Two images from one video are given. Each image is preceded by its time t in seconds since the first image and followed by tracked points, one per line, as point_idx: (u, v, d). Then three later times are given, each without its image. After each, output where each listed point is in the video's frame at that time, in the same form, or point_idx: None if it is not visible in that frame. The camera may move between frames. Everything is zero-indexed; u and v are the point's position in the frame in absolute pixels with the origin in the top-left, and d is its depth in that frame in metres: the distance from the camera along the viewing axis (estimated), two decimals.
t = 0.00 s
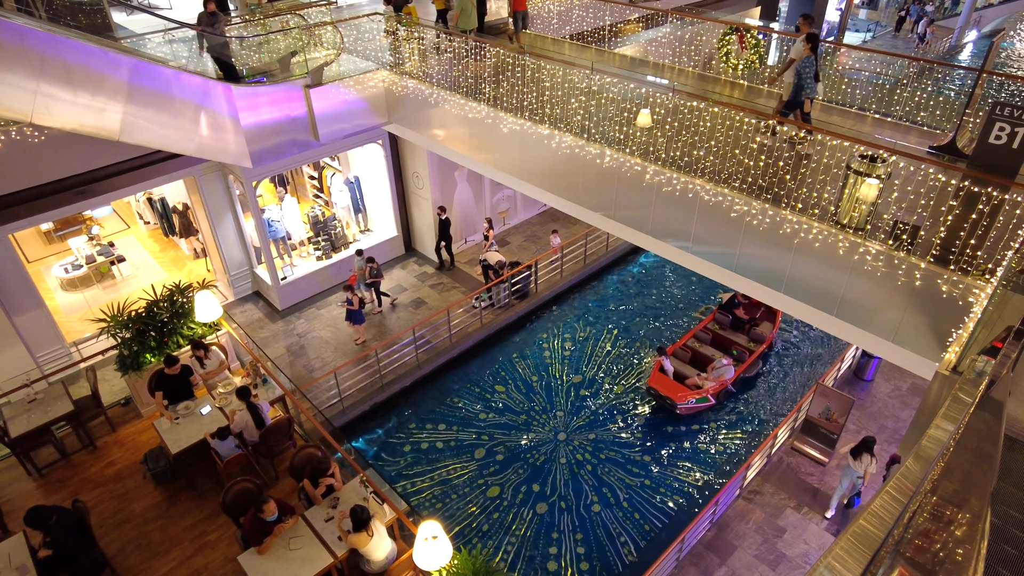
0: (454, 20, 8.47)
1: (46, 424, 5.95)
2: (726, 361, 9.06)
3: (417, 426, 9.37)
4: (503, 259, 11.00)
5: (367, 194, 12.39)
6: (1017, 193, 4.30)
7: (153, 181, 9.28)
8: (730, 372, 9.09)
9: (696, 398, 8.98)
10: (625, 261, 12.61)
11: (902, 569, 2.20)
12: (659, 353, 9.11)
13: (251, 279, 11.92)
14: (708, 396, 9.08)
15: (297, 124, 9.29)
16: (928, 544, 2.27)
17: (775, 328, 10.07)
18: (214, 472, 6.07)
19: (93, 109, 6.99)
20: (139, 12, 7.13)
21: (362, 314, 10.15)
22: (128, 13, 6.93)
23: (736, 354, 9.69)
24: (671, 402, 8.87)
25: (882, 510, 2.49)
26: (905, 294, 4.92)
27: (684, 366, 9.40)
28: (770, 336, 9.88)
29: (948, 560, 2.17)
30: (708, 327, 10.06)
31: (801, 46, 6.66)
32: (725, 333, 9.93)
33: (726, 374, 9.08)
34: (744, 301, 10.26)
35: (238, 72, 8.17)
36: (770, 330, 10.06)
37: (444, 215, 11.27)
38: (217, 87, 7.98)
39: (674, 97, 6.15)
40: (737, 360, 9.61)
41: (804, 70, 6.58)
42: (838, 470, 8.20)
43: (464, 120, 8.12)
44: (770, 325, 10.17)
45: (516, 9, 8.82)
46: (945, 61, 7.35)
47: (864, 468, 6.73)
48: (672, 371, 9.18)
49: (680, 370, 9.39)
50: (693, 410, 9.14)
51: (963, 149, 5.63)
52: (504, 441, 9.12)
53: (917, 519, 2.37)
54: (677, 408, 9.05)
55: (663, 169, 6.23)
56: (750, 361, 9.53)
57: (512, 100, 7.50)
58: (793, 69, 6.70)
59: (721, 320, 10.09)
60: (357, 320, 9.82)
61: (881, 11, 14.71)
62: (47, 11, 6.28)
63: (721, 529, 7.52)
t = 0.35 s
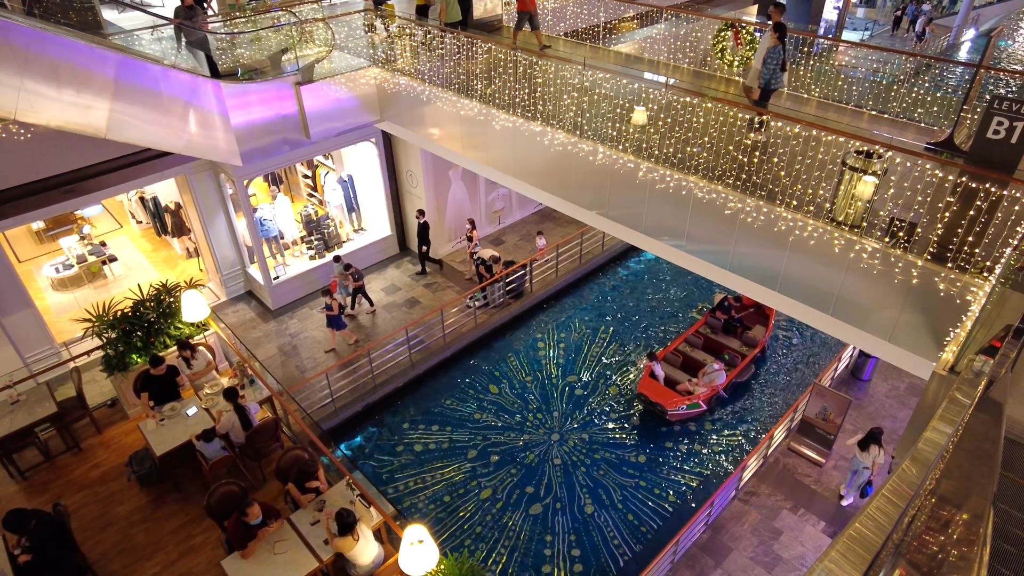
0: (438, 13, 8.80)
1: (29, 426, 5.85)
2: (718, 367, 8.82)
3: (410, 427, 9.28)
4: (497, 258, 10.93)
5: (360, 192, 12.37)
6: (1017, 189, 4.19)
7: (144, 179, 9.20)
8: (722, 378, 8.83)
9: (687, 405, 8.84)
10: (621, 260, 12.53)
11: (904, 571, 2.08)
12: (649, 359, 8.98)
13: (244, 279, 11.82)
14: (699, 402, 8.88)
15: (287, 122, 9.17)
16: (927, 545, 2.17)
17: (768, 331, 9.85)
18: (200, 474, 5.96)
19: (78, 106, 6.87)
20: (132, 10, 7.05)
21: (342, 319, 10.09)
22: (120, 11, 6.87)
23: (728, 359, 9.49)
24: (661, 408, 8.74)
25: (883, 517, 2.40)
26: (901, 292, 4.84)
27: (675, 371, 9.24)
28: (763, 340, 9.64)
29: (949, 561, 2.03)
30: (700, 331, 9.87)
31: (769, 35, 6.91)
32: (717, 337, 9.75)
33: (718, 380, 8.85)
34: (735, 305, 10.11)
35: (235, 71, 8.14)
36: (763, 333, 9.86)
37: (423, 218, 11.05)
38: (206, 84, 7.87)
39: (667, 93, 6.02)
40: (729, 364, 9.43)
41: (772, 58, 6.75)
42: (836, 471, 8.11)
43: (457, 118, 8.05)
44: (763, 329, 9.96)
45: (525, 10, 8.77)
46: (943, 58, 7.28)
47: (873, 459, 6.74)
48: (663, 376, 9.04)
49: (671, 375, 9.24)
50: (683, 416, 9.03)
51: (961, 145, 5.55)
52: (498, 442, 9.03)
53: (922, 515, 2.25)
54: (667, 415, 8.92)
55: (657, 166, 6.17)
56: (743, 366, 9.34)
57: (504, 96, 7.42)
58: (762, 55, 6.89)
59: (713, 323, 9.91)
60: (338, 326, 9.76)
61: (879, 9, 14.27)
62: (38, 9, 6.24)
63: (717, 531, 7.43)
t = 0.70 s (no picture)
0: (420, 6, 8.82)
1: (13, 426, 5.74)
2: (710, 371, 8.70)
3: (404, 427, 9.18)
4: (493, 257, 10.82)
5: (355, 191, 12.20)
6: (1018, 183, 4.09)
7: (135, 176, 9.07)
8: (715, 383, 8.72)
9: (679, 411, 8.60)
10: (618, 259, 12.43)
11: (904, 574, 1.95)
12: (640, 364, 8.79)
13: (237, 278, 11.72)
14: (691, 408, 8.69)
15: (280, 120, 9.06)
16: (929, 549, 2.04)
17: (761, 334, 9.74)
18: (187, 475, 5.85)
19: (65, 101, 6.75)
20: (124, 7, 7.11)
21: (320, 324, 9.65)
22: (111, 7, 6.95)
23: (720, 363, 9.39)
24: (653, 415, 8.51)
25: (880, 519, 2.28)
26: (899, 290, 4.74)
27: (667, 376, 9.06)
28: (755, 344, 9.55)
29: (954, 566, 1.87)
30: (691, 336, 9.76)
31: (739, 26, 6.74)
32: (709, 341, 9.63)
33: (710, 385, 8.71)
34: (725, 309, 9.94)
35: (231, 69, 8.12)
36: (755, 336, 9.74)
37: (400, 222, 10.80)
38: (196, 79, 7.77)
39: (661, 88, 5.95)
40: (722, 368, 9.32)
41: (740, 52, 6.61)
42: (833, 472, 8.02)
43: (450, 114, 7.94)
44: (756, 333, 9.85)
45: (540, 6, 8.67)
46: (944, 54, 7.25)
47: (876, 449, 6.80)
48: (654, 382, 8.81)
49: (663, 381, 9.04)
50: (675, 422, 8.75)
51: (960, 141, 5.45)
52: (492, 442, 8.93)
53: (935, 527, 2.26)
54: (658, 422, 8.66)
55: (651, 162, 6.05)
56: (735, 370, 9.20)
57: (498, 92, 7.31)
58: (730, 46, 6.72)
59: (705, 327, 9.78)
60: (314, 330, 9.40)
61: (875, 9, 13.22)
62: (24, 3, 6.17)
63: (713, 532, 7.33)
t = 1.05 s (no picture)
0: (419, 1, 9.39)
1: None
2: (703, 376, 8.54)
3: (398, 426, 9.10)
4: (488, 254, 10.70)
5: (350, 188, 12.10)
6: (1019, 178, 4.03)
7: (124, 173, 8.93)
8: (706, 388, 8.57)
9: (670, 416, 8.45)
10: (615, 256, 12.33)
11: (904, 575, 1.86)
12: (632, 368, 8.56)
13: (231, 276, 11.62)
14: (683, 413, 8.52)
15: (272, 118, 9.00)
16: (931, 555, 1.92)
17: (756, 338, 9.55)
18: (175, 474, 5.76)
19: (52, 96, 6.71)
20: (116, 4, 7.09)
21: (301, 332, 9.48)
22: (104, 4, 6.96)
23: (713, 367, 9.19)
24: (643, 421, 8.34)
25: (880, 523, 2.26)
26: (898, 287, 4.65)
27: (658, 380, 8.87)
28: (749, 347, 9.35)
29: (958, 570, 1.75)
30: (684, 338, 9.55)
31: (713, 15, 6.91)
32: (702, 344, 9.43)
33: (702, 390, 8.55)
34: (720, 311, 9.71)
35: (227, 64, 7.96)
36: (749, 340, 9.53)
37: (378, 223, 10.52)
38: (186, 74, 7.62)
39: (657, 81, 5.85)
40: (714, 372, 9.13)
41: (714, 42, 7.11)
42: (832, 472, 7.93)
43: (445, 110, 7.83)
44: (751, 335, 9.63)
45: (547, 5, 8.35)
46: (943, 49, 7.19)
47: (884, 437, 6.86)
48: (646, 387, 8.63)
49: (654, 385, 8.85)
50: (666, 428, 8.60)
51: (962, 135, 5.35)
52: (487, 442, 8.84)
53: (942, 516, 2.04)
54: (649, 427, 8.49)
55: (646, 157, 5.96)
56: (728, 374, 9.02)
57: (492, 86, 7.22)
58: (703, 35, 7.43)
59: (698, 330, 9.56)
60: (296, 337, 9.24)
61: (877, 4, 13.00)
62: None
63: (709, 533, 7.25)
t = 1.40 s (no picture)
0: None
1: None
2: (694, 379, 8.26)
3: (393, 424, 9.01)
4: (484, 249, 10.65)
5: (345, 182, 12.02)
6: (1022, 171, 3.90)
7: (117, 168, 8.90)
8: (698, 391, 8.29)
9: (659, 420, 8.29)
10: (613, 252, 12.23)
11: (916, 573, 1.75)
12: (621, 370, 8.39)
13: (225, 272, 11.53)
14: (673, 417, 8.33)
15: (265, 116, 8.79)
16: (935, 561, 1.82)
17: (751, 340, 9.28)
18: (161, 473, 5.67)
19: (37, 89, 6.64)
20: None
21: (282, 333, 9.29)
22: None
23: (705, 369, 8.96)
24: (632, 424, 8.18)
25: (876, 529, 2.17)
26: (897, 284, 4.55)
27: (649, 383, 8.69)
28: (744, 349, 9.10)
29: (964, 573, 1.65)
30: (677, 339, 9.35)
31: None
32: (695, 346, 9.22)
33: (693, 393, 8.29)
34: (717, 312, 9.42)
35: (223, 57, 8.02)
36: (745, 342, 9.28)
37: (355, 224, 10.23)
38: (176, 67, 7.47)
39: (653, 73, 5.75)
40: (707, 375, 8.90)
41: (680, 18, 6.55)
42: (830, 470, 7.84)
43: (440, 105, 7.70)
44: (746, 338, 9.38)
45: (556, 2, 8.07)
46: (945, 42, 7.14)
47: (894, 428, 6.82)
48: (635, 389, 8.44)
49: (645, 388, 8.67)
50: (656, 431, 8.45)
51: (963, 129, 5.24)
52: (482, 439, 8.76)
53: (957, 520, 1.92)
54: (638, 431, 8.33)
55: (641, 151, 5.84)
56: (720, 377, 8.78)
57: (485, 79, 7.11)
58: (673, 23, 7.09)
59: (692, 331, 9.32)
60: (276, 339, 9.04)
61: None
62: None
63: (705, 532, 7.16)
